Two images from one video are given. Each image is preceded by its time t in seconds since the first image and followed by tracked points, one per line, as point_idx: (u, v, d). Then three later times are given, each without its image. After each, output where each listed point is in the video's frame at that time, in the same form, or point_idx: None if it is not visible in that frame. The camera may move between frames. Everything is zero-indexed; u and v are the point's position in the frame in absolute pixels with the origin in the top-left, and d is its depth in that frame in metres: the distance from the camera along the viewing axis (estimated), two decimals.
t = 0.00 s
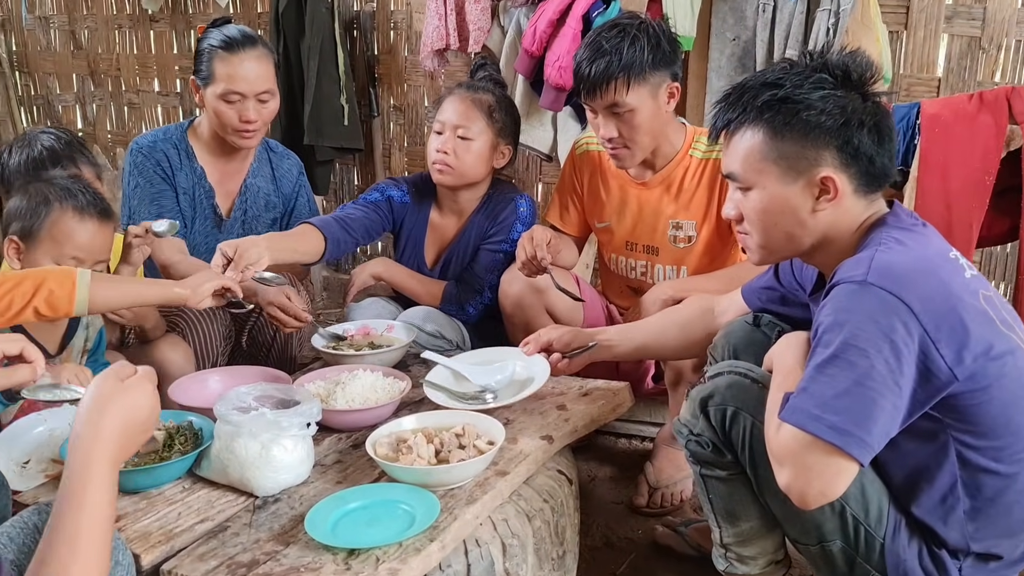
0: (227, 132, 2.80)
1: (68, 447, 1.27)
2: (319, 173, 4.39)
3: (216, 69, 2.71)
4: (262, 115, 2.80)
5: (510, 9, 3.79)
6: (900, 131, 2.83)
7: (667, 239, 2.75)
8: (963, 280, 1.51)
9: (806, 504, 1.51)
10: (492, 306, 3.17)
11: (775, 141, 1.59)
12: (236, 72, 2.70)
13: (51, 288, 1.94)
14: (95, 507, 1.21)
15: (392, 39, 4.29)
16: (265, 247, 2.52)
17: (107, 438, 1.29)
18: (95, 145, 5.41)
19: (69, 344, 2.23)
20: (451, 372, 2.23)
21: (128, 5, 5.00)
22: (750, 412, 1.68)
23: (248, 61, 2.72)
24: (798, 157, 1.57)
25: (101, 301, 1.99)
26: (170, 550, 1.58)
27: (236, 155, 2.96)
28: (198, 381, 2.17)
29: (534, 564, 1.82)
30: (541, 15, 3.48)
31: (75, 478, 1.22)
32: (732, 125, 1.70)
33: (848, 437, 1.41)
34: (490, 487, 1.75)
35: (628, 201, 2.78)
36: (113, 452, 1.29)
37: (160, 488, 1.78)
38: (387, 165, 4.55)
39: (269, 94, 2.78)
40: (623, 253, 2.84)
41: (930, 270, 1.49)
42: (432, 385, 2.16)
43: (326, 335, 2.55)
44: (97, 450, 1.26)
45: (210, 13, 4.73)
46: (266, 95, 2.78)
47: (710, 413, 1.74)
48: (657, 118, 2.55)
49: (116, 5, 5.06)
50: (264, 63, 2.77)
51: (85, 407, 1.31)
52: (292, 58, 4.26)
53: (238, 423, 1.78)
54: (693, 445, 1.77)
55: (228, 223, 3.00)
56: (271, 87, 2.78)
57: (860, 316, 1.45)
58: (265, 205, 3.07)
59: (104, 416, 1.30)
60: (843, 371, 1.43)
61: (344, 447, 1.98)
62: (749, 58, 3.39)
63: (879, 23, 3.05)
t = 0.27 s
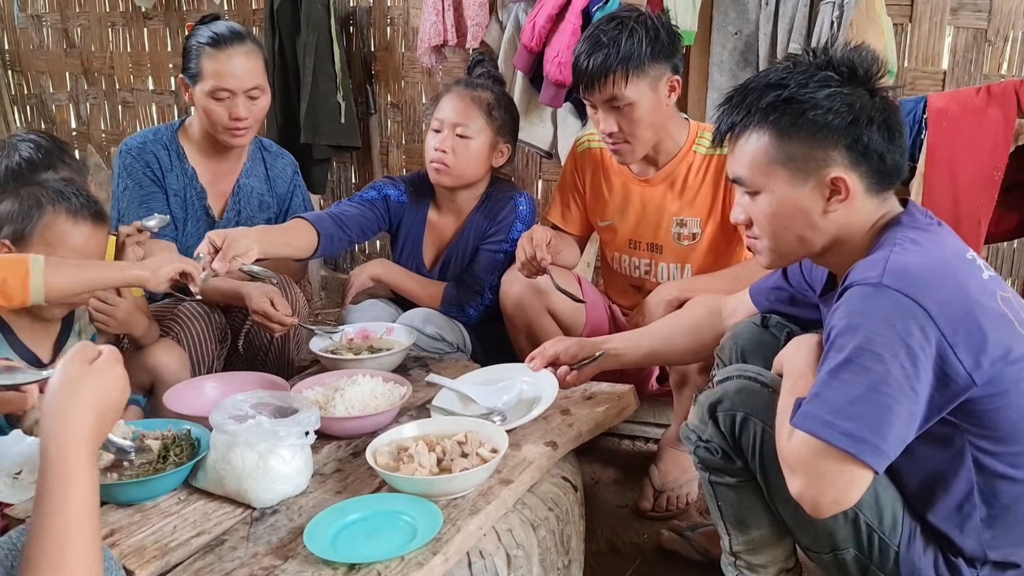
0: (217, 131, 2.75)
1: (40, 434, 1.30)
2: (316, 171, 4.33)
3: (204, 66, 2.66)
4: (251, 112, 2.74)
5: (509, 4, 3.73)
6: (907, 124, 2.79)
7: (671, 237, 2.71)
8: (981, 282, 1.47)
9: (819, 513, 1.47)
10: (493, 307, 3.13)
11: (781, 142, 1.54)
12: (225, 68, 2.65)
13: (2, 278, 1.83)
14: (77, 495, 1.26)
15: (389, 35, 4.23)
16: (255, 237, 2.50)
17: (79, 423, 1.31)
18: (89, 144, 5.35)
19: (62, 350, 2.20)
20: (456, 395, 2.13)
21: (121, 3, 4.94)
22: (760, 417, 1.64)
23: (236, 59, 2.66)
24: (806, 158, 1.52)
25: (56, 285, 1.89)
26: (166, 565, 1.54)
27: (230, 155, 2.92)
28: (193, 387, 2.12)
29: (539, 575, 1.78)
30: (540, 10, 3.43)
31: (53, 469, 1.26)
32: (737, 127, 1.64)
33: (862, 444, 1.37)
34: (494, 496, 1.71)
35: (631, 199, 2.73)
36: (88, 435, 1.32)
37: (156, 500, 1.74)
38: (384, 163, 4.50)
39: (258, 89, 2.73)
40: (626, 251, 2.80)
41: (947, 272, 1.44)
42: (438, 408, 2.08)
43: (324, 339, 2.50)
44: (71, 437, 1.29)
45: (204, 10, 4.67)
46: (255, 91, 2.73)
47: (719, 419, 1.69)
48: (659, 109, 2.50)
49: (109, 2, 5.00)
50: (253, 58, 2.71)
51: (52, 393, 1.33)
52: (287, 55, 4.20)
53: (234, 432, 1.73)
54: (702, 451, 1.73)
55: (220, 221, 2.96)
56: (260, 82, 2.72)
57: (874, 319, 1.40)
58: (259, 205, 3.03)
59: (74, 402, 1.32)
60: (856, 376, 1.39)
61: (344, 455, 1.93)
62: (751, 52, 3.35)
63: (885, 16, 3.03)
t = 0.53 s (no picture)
0: (211, 133, 2.72)
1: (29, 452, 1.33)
2: (315, 169, 4.30)
3: (195, 68, 2.64)
4: (244, 115, 2.71)
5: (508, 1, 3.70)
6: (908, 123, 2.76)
7: (674, 236, 2.69)
8: (989, 294, 1.43)
9: (826, 528, 1.43)
10: (494, 310, 3.11)
11: (782, 160, 1.52)
12: (216, 71, 2.62)
13: None
14: (76, 511, 1.31)
15: (387, 31, 4.20)
16: (254, 220, 2.48)
17: (67, 439, 1.33)
18: (86, 142, 5.32)
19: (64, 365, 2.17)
20: (457, 405, 2.14)
21: None
22: (766, 430, 1.62)
23: (226, 60, 2.63)
24: (807, 175, 1.50)
25: None
26: None
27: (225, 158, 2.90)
28: (194, 399, 2.11)
29: None
30: (539, 7, 3.40)
31: (47, 488, 1.30)
32: (735, 146, 1.62)
33: (870, 460, 1.33)
34: (499, 510, 1.70)
35: (634, 199, 2.72)
36: (78, 448, 1.35)
37: (159, 516, 1.73)
38: (383, 160, 4.47)
39: (252, 91, 2.70)
40: (630, 251, 2.79)
41: (955, 284, 1.40)
42: (437, 416, 2.09)
43: (326, 345, 2.50)
44: (61, 455, 1.32)
45: (200, 7, 4.63)
46: (247, 94, 2.69)
47: (725, 431, 1.67)
48: (661, 106, 2.47)
49: None
50: (244, 59, 2.68)
51: (34, 411, 1.34)
52: (285, 52, 4.16)
53: (238, 448, 1.71)
54: (708, 463, 1.71)
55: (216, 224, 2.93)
56: (252, 84, 2.69)
57: (882, 332, 1.36)
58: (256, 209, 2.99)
59: (58, 419, 1.34)
60: (864, 391, 1.35)
61: (346, 466, 1.92)
62: (753, 49, 3.33)
63: (888, 12, 3.03)
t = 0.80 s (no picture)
0: (210, 135, 2.70)
1: (39, 468, 1.32)
2: (316, 165, 4.28)
3: (195, 69, 2.62)
4: (244, 116, 2.69)
5: None
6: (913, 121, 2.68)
7: (682, 228, 2.69)
8: (1001, 304, 1.43)
9: (840, 540, 1.44)
10: (499, 308, 3.11)
11: (794, 171, 1.52)
12: (217, 72, 2.60)
13: None
14: (92, 527, 1.31)
15: (387, 25, 4.17)
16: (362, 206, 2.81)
17: (77, 455, 1.33)
18: (85, 137, 5.29)
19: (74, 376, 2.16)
20: (468, 411, 2.15)
21: None
22: (777, 439, 1.62)
23: (226, 61, 2.61)
24: (819, 185, 1.50)
25: None
26: None
27: (228, 158, 2.87)
28: (203, 405, 2.10)
29: None
30: (541, 2, 3.38)
31: (61, 504, 1.30)
32: (745, 156, 1.62)
33: (883, 473, 1.33)
34: (511, 520, 1.71)
35: (642, 191, 2.72)
36: (88, 462, 1.35)
37: (171, 529, 1.73)
38: (384, 155, 4.45)
39: (252, 92, 2.68)
40: (638, 244, 2.79)
41: (967, 295, 1.40)
42: (447, 420, 2.10)
43: (333, 349, 2.50)
44: (72, 471, 1.31)
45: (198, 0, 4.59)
46: (248, 95, 2.68)
47: (736, 440, 1.68)
48: (674, 102, 2.47)
49: None
50: (246, 59, 2.67)
51: (41, 427, 1.33)
52: (284, 47, 4.13)
53: (250, 460, 1.71)
54: (718, 472, 1.72)
55: (219, 227, 2.90)
56: (254, 85, 2.67)
57: (895, 345, 1.36)
58: (258, 209, 2.98)
59: (66, 435, 1.33)
60: (877, 403, 1.35)
61: (356, 475, 1.93)
62: (756, 43, 3.31)
63: (892, 7, 3.02)
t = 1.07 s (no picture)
0: (207, 135, 2.69)
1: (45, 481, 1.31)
2: (311, 162, 4.27)
3: (194, 69, 2.61)
4: (242, 117, 2.69)
5: None
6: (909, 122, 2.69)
7: (679, 226, 2.71)
8: (1001, 316, 1.46)
9: (842, 548, 1.47)
10: (496, 308, 3.12)
11: (802, 180, 1.53)
12: (216, 72, 2.59)
13: None
14: (103, 536, 1.31)
15: (382, 22, 4.16)
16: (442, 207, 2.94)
17: (81, 465, 1.32)
18: (77, 132, 5.26)
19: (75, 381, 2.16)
20: (468, 415, 2.16)
21: None
22: (778, 446, 1.65)
23: (225, 62, 2.60)
24: (826, 195, 1.51)
25: None
26: None
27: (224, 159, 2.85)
28: (205, 410, 2.11)
29: None
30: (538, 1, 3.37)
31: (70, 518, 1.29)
32: (751, 166, 1.63)
33: (886, 485, 1.37)
34: (514, 526, 1.72)
35: (642, 187, 2.74)
36: (94, 470, 1.34)
37: (176, 535, 1.73)
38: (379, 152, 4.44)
39: (249, 93, 2.67)
40: (636, 238, 2.82)
41: (969, 309, 1.43)
42: (448, 423, 2.12)
43: (334, 352, 2.51)
44: (78, 482, 1.30)
45: None
46: (245, 96, 2.66)
47: (737, 447, 1.70)
48: (680, 106, 2.49)
49: None
50: (244, 61, 2.66)
51: (42, 438, 1.31)
52: (279, 44, 4.11)
53: (253, 468, 1.72)
54: (720, 478, 1.74)
55: (216, 227, 2.88)
56: (251, 86, 2.67)
57: (899, 359, 1.39)
58: (255, 209, 2.97)
59: (69, 445, 1.31)
60: (880, 416, 1.39)
61: (358, 479, 1.94)
62: (753, 42, 3.31)
63: (888, 8, 3.04)
